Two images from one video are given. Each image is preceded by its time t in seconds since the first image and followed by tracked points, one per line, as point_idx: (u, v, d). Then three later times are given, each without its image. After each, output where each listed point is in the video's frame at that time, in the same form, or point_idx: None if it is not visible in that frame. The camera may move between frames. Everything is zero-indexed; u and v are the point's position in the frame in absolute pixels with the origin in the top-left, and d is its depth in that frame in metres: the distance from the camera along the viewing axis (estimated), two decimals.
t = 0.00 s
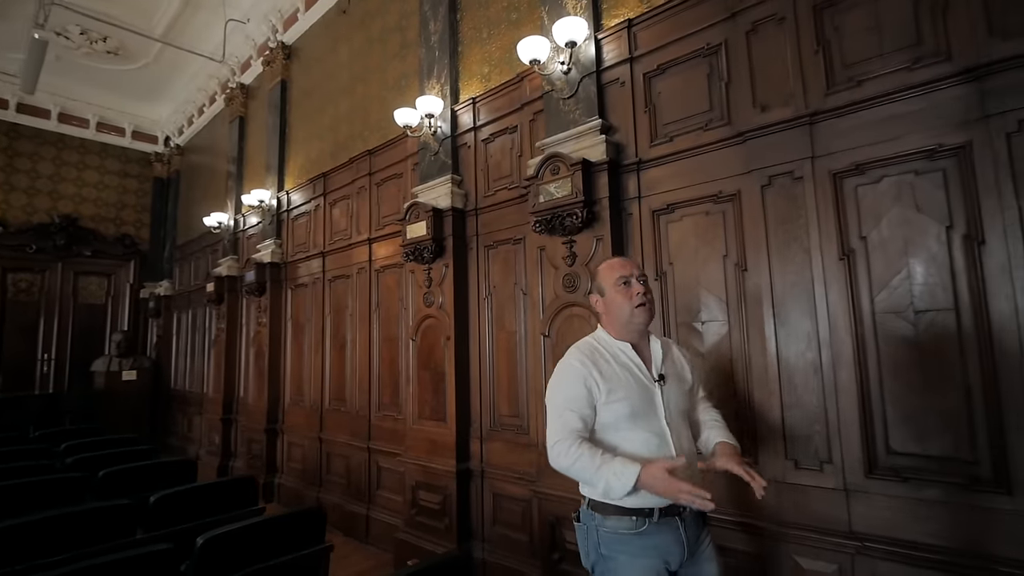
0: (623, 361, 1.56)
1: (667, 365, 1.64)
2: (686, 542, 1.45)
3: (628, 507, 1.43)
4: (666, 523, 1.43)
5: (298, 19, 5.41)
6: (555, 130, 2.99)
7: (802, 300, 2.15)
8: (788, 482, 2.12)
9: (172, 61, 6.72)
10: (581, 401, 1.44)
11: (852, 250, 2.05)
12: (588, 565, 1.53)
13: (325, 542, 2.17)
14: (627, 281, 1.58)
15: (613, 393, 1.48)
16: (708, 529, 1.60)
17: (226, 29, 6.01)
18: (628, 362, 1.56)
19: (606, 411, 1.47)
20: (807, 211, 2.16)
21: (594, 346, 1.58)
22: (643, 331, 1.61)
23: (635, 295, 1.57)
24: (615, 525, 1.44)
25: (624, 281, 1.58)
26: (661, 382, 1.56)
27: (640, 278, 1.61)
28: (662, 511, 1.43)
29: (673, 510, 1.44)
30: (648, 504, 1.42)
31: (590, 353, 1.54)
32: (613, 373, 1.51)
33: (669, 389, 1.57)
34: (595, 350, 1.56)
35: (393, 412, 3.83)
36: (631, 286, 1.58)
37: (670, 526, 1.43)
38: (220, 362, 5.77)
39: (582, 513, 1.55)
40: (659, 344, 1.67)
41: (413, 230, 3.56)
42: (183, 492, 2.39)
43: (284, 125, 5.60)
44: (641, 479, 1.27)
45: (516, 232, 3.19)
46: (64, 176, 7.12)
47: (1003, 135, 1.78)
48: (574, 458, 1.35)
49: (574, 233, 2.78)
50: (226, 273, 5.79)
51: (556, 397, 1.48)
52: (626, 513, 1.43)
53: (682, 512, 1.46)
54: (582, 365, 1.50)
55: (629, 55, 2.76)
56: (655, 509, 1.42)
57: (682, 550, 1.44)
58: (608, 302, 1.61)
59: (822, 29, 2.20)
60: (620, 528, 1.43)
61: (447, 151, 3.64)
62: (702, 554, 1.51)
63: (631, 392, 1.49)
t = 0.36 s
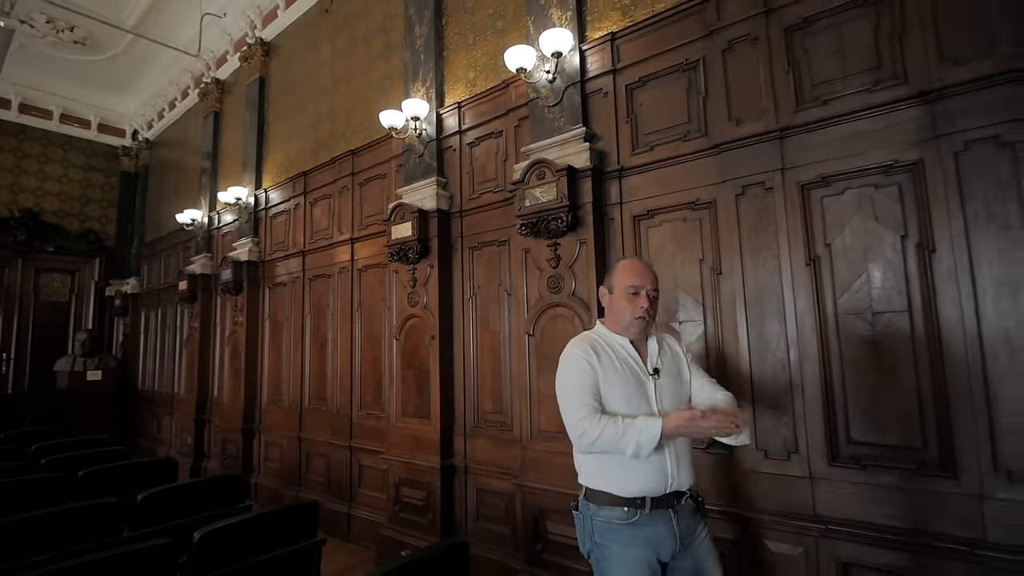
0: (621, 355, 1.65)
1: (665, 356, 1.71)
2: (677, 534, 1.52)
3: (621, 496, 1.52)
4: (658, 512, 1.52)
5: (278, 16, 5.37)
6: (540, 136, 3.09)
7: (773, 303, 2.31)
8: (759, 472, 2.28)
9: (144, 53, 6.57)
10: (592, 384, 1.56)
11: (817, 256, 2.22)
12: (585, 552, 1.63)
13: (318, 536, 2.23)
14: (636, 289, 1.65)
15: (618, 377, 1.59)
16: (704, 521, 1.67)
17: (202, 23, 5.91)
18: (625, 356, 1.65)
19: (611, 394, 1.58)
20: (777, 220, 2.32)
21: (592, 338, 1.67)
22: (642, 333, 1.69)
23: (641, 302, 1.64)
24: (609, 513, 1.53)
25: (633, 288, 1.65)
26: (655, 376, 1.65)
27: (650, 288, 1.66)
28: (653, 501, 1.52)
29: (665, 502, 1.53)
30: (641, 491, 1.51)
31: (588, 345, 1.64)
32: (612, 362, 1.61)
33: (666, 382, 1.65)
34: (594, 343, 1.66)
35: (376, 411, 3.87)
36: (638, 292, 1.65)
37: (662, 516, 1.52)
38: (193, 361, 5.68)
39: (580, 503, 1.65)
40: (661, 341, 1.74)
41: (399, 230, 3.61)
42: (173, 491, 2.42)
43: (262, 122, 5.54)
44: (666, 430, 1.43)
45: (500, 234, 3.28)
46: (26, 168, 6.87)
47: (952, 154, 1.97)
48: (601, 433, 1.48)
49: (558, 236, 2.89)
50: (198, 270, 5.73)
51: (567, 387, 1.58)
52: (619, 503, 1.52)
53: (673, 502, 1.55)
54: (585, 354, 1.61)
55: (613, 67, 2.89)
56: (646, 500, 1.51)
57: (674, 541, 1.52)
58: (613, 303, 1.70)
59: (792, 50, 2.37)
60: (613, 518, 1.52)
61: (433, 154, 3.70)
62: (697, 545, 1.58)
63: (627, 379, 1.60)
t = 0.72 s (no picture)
0: (642, 352, 1.75)
1: (686, 353, 1.78)
2: (692, 530, 1.61)
3: (636, 491, 1.63)
4: (673, 509, 1.61)
5: (262, 15, 5.36)
6: (526, 141, 3.20)
7: (746, 303, 2.46)
8: (733, 461, 2.42)
9: (121, 49, 6.48)
10: (612, 381, 1.67)
11: (787, 259, 2.38)
12: (601, 540, 1.76)
13: (311, 529, 2.30)
14: (658, 287, 1.71)
15: (638, 375, 1.70)
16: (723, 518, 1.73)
17: (183, 20, 5.85)
18: (646, 355, 1.74)
19: (629, 392, 1.68)
20: (750, 226, 2.48)
21: (614, 336, 1.78)
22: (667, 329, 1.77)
23: (662, 299, 1.71)
24: (626, 507, 1.64)
25: (655, 286, 1.72)
26: (676, 375, 1.73)
27: (672, 286, 1.72)
28: (668, 497, 1.61)
29: (680, 498, 1.61)
30: (656, 487, 1.60)
31: (611, 342, 1.75)
32: (631, 361, 1.72)
33: (685, 380, 1.73)
34: (616, 340, 1.76)
35: (361, 409, 3.92)
36: (661, 291, 1.71)
37: (676, 513, 1.60)
38: (172, 361, 5.62)
39: (599, 493, 1.78)
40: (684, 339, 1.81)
41: (386, 231, 3.67)
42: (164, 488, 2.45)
43: (245, 121, 5.52)
44: (681, 430, 1.51)
45: (487, 237, 3.38)
46: None
47: (908, 167, 2.15)
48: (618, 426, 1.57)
49: (544, 239, 3.00)
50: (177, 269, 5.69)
51: (588, 382, 1.70)
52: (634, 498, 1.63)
53: (689, 500, 1.62)
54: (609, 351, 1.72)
55: (596, 77, 3.02)
56: (660, 496, 1.60)
57: (688, 537, 1.60)
58: (636, 301, 1.78)
59: (765, 67, 2.52)
60: (627, 511, 1.63)
61: (420, 156, 3.77)
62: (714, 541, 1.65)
63: (647, 379, 1.69)
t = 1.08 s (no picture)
0: (669, 347, 1.82)
1: (712, 345, 1.87)
2: (716, 517, 1.71)
3: (664, 480, 1.71)
4: (700, 496, 1.70)
5: (250, 16, 5.40)
6: (514, 147, 3.32)
7: (721, 303, 2.62)
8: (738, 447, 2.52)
9: (104, 46, 6.42)
10: (640, 376, 1.75)
11: (759, 262, 2.54)
12: (627, 530, 1.82)
13: (307, 520, 2.40)
14: (677, 271, 1.84)
15: (665, 371, 1.77)
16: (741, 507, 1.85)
17: (168, 19, 5.85)
18: (673, 351, 1.81)
19: (656, 387, 1.76)
20: (724, 230, 2.64)
21: (642, 332, 1.85)
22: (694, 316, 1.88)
23: (682, 282, 1.83)
24: (654, 495, 1.72)
25: (674, 273, 1.84)
26: (702, 367, 1.82)
27: (688, 268, 1.85)
28: (694, 486, 1.70)
29: (705, 487, 1.71)
30: (684, 478, 1.69)
31: (638, 339, 1.82)
32: (660, 357, 1.78)
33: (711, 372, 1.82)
34: (644, 336, 1.83)
35: (350, 407, 3.99)
36: (680, 275, 1.83)
37: (704, 500, 1.70)
38: (156, 361, 5.61)
39: (626, 484, 1.85)
40: (708, 331, 1.91)
41: (377, 233, 3.75)
42: (160, 483, 2.52)
43: (232, 121, 5.54)
44: (707, 423, 1.60)
45: (474, 239, 3.50)
46: None
47: (868, 177, 2.33)
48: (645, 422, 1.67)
49: (531, 241, 3.13)
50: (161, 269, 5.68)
51: (616, 377, 1.78)
52: (662, 486, 1.71)
53: (715, 489, 1.72)
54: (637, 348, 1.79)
55: (581, 87, 3.16)
56: (687, 485, 1.69)
57: (714, 523, 1.70)
58: (658, 290, 1.89)
59: (739, 82, 2.69)
60: (655, 499, 1.71)
61: (409, 160, 3.87)
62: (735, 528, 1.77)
63: (676, 373, 1.77)
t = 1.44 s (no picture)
0: (670, 344, 1.89)
1: (717, 349, 1.93)
2: (712, 504, 1.75)
3: (660, 465, 1.77)
4: (695, 482, 1.75)
5: (240, 19, 5.45)
6: (503, 154, 3.45)
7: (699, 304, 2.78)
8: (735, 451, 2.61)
9: (89, 45, 6.40)
10: (636, 371, 1.83)
11: (734, 265, 2.71)
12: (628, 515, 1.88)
13: (306, 511, 2.51)
14: (688, 280, 1.88)
15: (663, 366, 1.84)
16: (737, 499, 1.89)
17: (156, 19, 5.86)
18: (676, 348, 1.88)
19: (651, 381, 1.84)
20: (702, 234, 2.80)
21: (644, 327, 1.94)
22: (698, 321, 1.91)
23: (694, 291, 1.88)
24: (652, 479, 1.78)
25: (687, 280, 1.88)
26: (702, 367, 1.88)
27: (699, 279, 1.90)
28: (690, 473, 1.76)
29: (701, 475, 1.76)
30: (678, 465, 1.75)
31: (640, 334, 1.90)
32: (658, 353, 1.86)
33: (712, 374, 1.88)
34: (645, 332, 1.91)
35: (342, 405, 4.09)
36: (691, 285, 1.88)
37: (699, 486, 1.75)
38: (144, 361, 5.62)
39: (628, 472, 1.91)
40: (715, 336, 1.96)
41: (369, 235, 3.85)
42: (161, 478, 2.61)
43: (222, 123, 5.57)
44: (682, 422, 1.67)
45: (465, 241, 3.62)
46: None
47: (834, 187, 2.51)
48: (632, 412, 1.76)
49: (519, 244, 3.26)
50: (148, 269, 5.68)
51: (615, 368, 1.87)
52: (658, 472, 1.77)
53: (711, 477, 1.77)
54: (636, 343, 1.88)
55: (568, 97, 3.30)
56: (682, 471, 1.75)
57: (709, 509, 1.75)
58: (670, 297, 1.92)
59: (716, 95, 2.86)
60: (652, 483, 1.78)
61: (401, 164, 3.97)
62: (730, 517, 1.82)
63: (673, 369, 1.84)
